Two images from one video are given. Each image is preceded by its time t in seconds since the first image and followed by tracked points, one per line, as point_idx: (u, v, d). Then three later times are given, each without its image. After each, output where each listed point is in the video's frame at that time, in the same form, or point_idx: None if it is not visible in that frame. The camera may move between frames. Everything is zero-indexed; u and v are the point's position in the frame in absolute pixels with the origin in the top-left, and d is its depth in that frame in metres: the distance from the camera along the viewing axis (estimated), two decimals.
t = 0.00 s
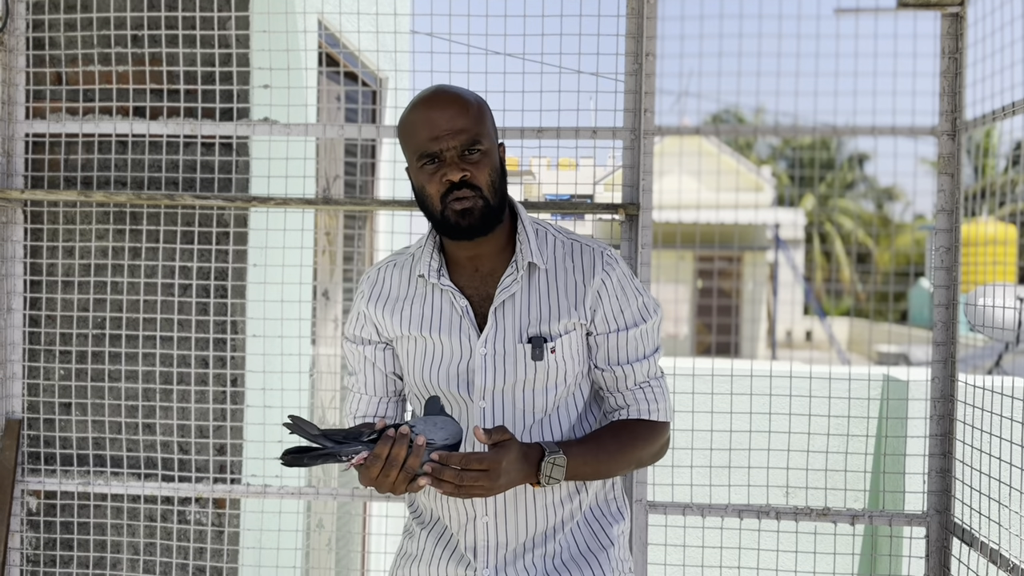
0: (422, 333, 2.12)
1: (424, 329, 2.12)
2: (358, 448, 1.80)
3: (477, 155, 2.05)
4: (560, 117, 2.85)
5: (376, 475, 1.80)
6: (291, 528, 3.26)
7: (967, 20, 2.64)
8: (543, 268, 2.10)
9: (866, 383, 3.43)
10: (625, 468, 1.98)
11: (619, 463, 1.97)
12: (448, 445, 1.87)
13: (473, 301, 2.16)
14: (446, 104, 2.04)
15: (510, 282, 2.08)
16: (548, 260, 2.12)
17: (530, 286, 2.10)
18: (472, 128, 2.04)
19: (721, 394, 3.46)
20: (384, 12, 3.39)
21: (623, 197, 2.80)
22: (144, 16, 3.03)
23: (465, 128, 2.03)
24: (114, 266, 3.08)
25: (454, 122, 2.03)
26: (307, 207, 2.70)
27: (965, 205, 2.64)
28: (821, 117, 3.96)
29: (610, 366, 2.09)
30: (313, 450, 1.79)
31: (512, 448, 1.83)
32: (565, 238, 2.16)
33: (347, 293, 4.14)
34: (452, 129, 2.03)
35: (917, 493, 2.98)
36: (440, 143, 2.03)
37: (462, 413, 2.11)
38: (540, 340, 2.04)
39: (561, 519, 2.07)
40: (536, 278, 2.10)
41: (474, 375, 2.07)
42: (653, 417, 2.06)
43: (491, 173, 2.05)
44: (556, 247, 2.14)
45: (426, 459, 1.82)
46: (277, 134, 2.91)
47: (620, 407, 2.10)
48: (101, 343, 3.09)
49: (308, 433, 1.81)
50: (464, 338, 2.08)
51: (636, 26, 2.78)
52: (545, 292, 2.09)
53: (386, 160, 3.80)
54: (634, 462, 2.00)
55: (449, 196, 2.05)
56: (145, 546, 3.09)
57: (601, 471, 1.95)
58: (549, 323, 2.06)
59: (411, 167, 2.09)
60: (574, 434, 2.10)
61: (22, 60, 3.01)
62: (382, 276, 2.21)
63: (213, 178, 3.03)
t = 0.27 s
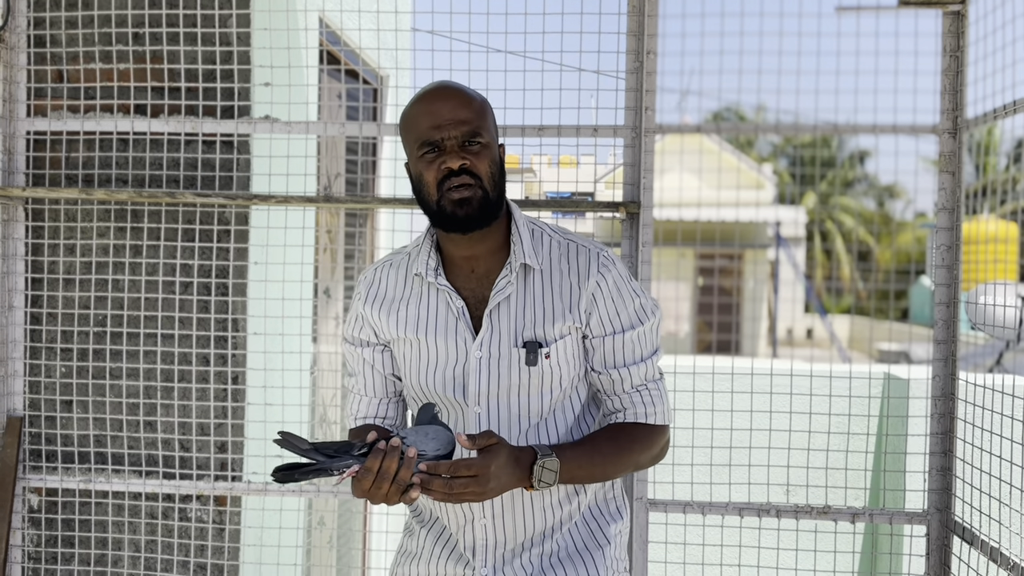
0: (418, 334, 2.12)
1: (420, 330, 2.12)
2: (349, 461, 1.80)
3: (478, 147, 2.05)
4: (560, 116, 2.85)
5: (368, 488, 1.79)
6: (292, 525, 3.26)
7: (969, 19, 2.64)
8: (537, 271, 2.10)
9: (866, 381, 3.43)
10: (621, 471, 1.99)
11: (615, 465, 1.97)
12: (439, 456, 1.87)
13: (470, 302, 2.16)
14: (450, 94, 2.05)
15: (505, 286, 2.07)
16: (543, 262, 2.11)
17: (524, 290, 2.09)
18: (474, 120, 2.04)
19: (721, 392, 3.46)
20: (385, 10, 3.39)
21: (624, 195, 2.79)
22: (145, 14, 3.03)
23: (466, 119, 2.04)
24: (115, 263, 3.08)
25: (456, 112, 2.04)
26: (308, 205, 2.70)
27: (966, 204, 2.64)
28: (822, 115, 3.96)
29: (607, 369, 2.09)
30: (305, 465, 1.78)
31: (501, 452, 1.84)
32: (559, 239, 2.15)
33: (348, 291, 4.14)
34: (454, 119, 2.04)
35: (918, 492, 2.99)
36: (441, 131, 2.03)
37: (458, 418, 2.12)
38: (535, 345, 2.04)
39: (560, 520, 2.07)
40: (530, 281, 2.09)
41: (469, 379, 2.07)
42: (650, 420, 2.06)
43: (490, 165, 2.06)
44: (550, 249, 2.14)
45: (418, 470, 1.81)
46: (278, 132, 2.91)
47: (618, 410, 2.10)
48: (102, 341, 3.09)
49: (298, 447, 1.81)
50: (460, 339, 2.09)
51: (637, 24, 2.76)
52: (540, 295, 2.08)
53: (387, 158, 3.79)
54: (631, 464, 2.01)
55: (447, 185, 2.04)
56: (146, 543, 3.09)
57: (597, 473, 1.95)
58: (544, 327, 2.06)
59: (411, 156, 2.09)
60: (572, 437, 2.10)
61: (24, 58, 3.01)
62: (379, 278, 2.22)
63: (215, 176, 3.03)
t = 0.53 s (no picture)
0: (411, 321, 2.12)
1: (414, 316, 2.12)
2: (350, 443, 1.80)
3: (479, 136, 2.05)
4: (562, 112, 2.84)
5: (366, 470, 1.80)
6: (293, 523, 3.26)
7: (971, 16, 2.63)
8: (530, 258, 2.10)
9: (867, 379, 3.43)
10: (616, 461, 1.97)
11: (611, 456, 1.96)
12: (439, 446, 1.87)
13: (462, 291, 2.16)
14: (454, 83, 2.06)
15: (497, 273, 2.08)
16: (536, 250, 2.11)
17: (517, 277, 2.09)
18: (476, 109, 2.04)
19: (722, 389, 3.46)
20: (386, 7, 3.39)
21: (625, 192, 2.79)
22: (145, 11, 3.03)
23: (469, 108, 2.04)
24: (116, 261, 3.08)
25: (459, 101, 2.04)
26: (309, 202, 2.70)
27: (968, 201, 2.64)
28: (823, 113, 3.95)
29: (602, 359, 2.08)
30: (306, 445, 1.77)
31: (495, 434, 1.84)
32: (555, 229, 2.15)
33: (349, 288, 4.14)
34: (456, 108, 2.04)
35: (918, 489, 2.99)
36: (443, 119, 2.03)
37: (449, 407, 2.12)
38: (525, 332, 2.04)
39: (550, 516, 2.07)
40: (523, 269, 2.10)
41: (459, 365, 2.07)
42: (645, 411, 2.04)
43: (490, 155, 2.06)
44: (545, 238, 2.13)
45: (417, 459, 1.82)
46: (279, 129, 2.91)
47: (613, 400, 2.08)
48: (103, 338, 3.08)
49: (301, 427, 1.83)
50: (451, 326, 2.09)
51: (638, 20, 2.76)
52: (532, 283, 2.08)
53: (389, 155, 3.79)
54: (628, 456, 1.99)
55: (446, 172, 2.04)
56: (147, 540, 3.09)
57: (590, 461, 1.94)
58: (535, 315, 2.06)
59: (412, 144, 2.09)
60: (563, 427, 2.09)
61: (25, 55, 3.01)
62: (377, 265, 2.23)
63: (216, 173, 3.03)
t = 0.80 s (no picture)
0: (410, 312, 2.13)
1: (414, 306, 2.13)
2: (343, 429, 1.81)
3: (480, 134, 2.05)
4: (564, 110, 2.85)
5: (360, 456, 1.82)
6: (295, 521, 3.26)
7: (973, 14, 2.63)
8: (530, 251, 2.10)
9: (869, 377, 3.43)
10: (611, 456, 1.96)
11: (606, 449, 1.95)
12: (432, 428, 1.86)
13: (461, 282, 2.16)
14: (456, 81, 2.06)
15: (496, 263, 2.08)
16: (537, 243, 2.12)
17: (517, 269, 2.10)
18: (478, 107, 2.04)
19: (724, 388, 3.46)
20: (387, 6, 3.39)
21: (626, 191, 2.79)
22: (147, 9, 3.03)
23: (470, 106, 2.04)
24: (118, 259, 3.09)
25: (461, 99, 2.04)
26: (310, 201, 2.70)
27: (969, 200, 2.64)
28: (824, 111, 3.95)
29: (601, 352, 2.07)
30: (299, 431, 1.78)
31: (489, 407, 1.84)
32: (557, 223, 2.16)
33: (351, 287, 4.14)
34: (458, 105, 2.04)
35: (920, 487, 2.99)
36: (444, 116, 2.04)
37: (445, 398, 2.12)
38: (522, 324, 2.04)
39: (545, 512, 2.07)
40: (522, 261, 2.10)
41: (457, 355, 2.07)
42: (644, 403, 2.03)
43: (490, 153, 2.06)
44: (546, 232, 2.14)
45: (411, 442, 1.83)
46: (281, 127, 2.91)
47: (613, 394, 2.07)
48: (105, 337, 3.09)
49: (295, 413, 1.82)
50: (449, 317, 2.09)
51: (639, 19, 2.77)
52: (531, 275, 2.08)
53: (390, 154, 3.80)
54: (623, 454, 1.97)
55: (446, 168, 2.05)
56: (149, 538, 3.09)
57: (584, 453, 1.93)
58: (532, 307, 2.06)
59: (414, 139, 2.10)
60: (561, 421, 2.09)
61: (27, 53, 3.01)
62: (379, 258, 2.23)
63: (218, 172, 3.02)
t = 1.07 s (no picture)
0: (413, 312, 2.13)
1: (417, 306, 2.13)
2: (339, 435, 1.76)
3: (485, 139, 2.05)
4: (565, 110, 2.86)
5: (356, 461, 1.78)
6: (296, 520, 3.27)
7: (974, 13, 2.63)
8: (533, 251, 2.10)
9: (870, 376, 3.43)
10: (601, 442, 1.88)
11: (600, 432, 1.87)
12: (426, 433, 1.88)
13: (467, 282, 2.18)
14: (460, 85, 2.05)
15: (500, 262, 2.09)
16: (541, 244, 2.12)
17: (520, 269, 2.10)
18: (483, 112, 2.04)
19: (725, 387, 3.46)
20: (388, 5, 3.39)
21: (627, 190, 2.79)
22: (149, 9, 3.03)
23: (475, 111, 2.04)
24: (120, 259, 3.09)
25: (466, 104, 2.03)
26: (311, 200, 2.70)
27: (970, 199, 2.64)
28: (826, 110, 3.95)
29: (596, 344, 2.04)
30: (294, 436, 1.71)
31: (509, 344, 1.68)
32: (560, 224, 2.16)
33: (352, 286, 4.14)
34: (462, 110, 2.03)
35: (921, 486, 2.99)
36: (450, 121, 2.03)
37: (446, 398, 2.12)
38: (524, 322, 2.05)
39: (545, 510, 2.06)
40: (526, 261, 2.10)
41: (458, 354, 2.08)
42: (638, 395, 1.97)
43: (496, 158, 2.06)
44: (549, 233, 2.15)
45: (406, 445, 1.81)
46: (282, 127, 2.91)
47: (607, 385, 2.02)
48: (107, 336, 3.09)
49: (290, 418, 1.75)
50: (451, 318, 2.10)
51: (640, 18, 2.78)
52: (534, 275, 2.09)
53: (392, 153, 3.80)
54: (612, 446, 1.89)
55: (452, 174, 2.05)
56: (150, 537, 3.10)
57: (578, 429, 1.85)
58: (535, 306, 2.07)
59: (419, 144, 2.09)
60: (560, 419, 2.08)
61: (29, 53, 3.01)
62: (383, 258, 2.24)
63: (219, 171, 3.03)
